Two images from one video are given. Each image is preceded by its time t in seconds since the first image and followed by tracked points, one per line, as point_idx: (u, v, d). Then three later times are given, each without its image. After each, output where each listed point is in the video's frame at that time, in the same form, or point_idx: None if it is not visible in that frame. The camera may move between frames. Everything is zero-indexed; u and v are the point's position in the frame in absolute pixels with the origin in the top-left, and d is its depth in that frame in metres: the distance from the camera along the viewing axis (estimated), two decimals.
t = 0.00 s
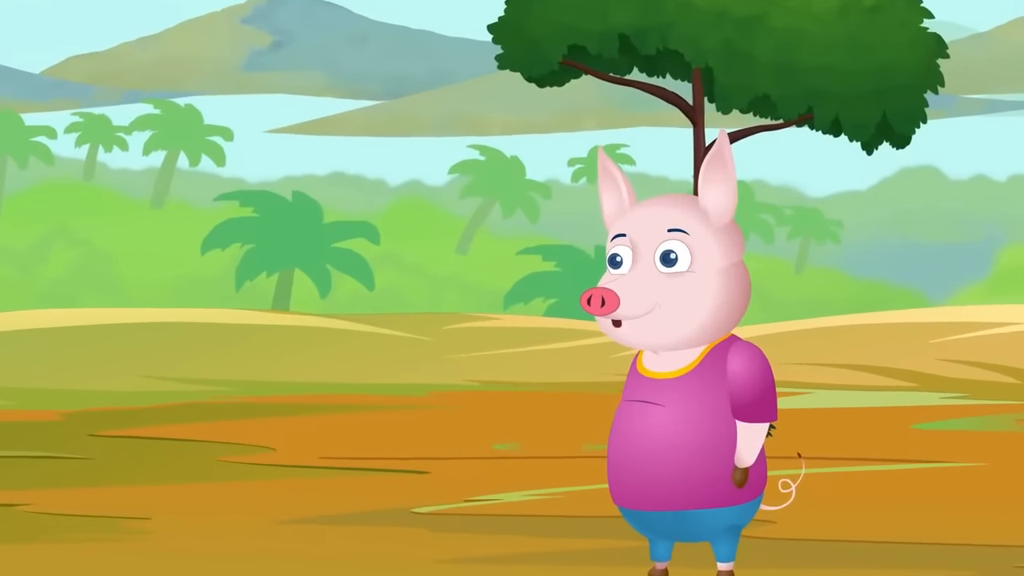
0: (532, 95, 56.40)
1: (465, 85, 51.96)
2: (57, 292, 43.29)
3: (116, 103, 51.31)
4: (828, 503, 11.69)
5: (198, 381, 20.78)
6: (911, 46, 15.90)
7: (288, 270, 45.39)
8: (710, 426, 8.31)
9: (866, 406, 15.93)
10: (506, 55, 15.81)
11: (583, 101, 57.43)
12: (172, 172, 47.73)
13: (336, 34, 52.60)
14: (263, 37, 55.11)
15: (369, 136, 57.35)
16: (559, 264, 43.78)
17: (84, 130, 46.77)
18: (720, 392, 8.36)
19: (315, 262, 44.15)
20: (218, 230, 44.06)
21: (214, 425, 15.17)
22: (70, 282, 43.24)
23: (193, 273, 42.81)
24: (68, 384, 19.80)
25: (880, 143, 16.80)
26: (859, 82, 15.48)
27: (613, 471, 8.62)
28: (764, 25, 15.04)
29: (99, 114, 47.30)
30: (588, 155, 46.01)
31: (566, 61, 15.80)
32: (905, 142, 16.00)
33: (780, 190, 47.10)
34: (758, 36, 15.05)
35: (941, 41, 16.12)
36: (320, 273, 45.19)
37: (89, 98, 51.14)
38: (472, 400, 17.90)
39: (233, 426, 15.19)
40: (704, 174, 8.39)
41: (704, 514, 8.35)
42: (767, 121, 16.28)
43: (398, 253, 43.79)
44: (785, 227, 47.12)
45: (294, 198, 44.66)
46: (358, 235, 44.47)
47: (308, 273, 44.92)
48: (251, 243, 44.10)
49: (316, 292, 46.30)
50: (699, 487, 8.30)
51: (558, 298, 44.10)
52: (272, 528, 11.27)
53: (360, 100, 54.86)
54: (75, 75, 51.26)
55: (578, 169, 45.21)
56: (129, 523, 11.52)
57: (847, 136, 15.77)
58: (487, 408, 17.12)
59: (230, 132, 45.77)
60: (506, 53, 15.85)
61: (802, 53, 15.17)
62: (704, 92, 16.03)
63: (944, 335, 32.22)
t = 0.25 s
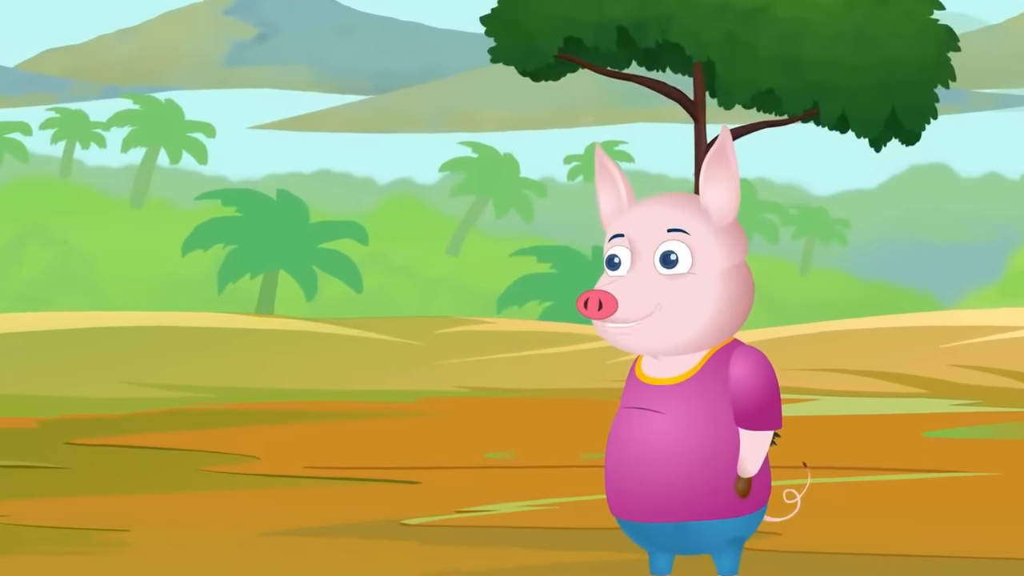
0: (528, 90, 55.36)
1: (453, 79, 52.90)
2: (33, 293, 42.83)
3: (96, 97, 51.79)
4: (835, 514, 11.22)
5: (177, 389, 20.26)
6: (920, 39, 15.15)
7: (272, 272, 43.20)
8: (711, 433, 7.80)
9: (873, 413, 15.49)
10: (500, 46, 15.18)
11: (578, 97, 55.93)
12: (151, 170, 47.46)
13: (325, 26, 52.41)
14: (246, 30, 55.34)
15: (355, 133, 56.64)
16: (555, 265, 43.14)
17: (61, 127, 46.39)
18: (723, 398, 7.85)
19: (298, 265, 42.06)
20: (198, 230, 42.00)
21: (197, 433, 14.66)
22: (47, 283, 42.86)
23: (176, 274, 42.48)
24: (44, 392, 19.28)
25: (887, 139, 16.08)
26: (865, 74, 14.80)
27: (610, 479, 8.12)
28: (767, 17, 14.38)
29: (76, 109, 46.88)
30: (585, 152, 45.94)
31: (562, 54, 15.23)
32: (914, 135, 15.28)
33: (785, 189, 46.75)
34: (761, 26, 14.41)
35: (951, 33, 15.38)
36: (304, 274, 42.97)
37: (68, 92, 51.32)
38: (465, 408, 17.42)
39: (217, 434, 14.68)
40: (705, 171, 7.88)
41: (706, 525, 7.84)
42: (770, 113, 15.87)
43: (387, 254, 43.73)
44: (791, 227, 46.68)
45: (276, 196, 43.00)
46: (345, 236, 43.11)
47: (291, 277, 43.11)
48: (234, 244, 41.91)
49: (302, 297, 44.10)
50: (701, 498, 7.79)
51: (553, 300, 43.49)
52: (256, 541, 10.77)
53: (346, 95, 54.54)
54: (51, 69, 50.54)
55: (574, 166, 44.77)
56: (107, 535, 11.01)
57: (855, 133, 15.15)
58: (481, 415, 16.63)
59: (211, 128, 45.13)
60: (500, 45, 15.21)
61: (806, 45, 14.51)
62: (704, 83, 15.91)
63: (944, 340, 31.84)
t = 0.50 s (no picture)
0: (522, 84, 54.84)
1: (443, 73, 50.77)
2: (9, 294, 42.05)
3: (71, 93, 50.20)
4: (842, 525, 10.79)
5: (159, 394, 19.79)
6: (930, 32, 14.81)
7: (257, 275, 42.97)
8: (712, 443, 7.36)
9: (879, 420, 15.10)
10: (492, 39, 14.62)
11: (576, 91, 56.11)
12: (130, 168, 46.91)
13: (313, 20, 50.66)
14: (230, 23, 53.32)
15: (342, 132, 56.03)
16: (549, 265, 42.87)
17: (37, 123, 45.77)
18: (725, 405, 7.41)
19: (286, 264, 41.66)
20: (181, 230, 41.22)
21: (180, 441, 14.21)
22: (23, 283, 42.05)
23: (158, 276, 41.87)
24: (22, 398, 18.81)
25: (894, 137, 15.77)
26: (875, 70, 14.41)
27: (607, 489, 7.71)
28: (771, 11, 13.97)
29: (53, 106, 46.27)
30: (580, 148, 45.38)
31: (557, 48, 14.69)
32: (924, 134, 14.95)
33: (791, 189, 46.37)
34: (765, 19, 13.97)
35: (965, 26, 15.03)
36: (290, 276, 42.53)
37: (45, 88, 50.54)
38: (457, 415, 16.98)
39: (200, 442, 14.23)
40: (706, 169, 7.45)
41: (707, 539, 7.40)
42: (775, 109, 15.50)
43: (377, 255, 43.03)
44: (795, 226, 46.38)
45: (262, 194, 42.61)
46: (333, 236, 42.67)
47: (278, 278, 42.66)
48: (217, 245, 41.31)
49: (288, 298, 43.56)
50: (702, 509, 7.35)
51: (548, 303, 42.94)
52: (239, 553, 10.32)
53: (334, 89, 54.10)
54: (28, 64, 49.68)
55: (570, 164, 44.34)
56: (83, 547, 10.56)
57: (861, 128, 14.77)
58: (474, 422, 16.21)
59: (193, 124, 44.43)
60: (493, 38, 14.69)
61: (812, 39, 14.12)
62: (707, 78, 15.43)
63: (944, 344, 31.48)
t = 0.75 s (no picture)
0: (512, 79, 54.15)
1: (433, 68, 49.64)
2: None
3: (48, 87, 48.43)
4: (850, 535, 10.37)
5: (139, 402, 19.25)
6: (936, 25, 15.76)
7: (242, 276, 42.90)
8: (714, 452, 6.96)
9: (885, 427, 14.73)
10: (489, 33, 14.92)
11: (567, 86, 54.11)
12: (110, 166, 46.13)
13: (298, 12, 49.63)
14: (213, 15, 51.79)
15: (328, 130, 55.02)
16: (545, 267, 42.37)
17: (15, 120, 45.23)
18: (728, 412, 7.01)
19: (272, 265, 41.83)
20: (162, 230, 41.37)
21: (163, 450, 13.77)
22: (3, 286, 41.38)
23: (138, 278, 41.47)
24: None
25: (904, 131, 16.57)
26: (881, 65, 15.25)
27: (605, 499, 7.32)
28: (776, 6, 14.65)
29: (30, 102, 45.63)
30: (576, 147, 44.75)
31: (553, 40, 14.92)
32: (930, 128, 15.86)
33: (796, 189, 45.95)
34: (767, 14, 14.60)
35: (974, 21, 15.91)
36: (277, 279, 42.77)
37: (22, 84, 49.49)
38: (450, 422, 16.55)
39: (184, 451, 13.79)
40: (706, 167, 7.06)
41: (708, 553, 7.00)
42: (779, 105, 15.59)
43: (368, 257, 42.29)
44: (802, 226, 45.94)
45: (247, 193, 42.57)
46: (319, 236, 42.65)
47: (264, 281, 42.95)
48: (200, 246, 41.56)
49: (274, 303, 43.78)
50: (704, 521, 6.95)
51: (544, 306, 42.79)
52: (224, 564, 9.90)
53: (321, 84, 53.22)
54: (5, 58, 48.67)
55: (566, 162, 43.80)
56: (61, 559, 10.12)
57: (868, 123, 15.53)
58: (467, 430, 15.78)
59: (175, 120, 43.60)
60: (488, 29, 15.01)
61: (817, 32, 14.85)
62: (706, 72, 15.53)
63: (947, 348, 31.11)
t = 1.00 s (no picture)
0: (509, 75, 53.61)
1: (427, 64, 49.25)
2: None
3: (26, 82, 47.18)
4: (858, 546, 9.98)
5: (123, 407, 18.83)
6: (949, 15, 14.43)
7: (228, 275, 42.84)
8: (715, 460, 6.66)
9: (892, 434, 14.37)
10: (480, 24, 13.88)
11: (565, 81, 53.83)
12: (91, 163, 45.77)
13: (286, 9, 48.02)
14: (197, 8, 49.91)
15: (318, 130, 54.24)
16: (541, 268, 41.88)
17: None
18: (730, 418, 6.70)
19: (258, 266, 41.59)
20: (144, 230, 41.01)
21: (146, 457, 13.39)
22: None
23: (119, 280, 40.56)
24: None
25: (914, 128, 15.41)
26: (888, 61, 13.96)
27: (602, 508, 7.02)
28: None
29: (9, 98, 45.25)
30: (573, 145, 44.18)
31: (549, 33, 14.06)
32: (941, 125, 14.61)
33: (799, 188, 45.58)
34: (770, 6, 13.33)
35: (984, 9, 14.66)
36: (263, 280, 42.54)
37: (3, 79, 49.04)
38: (443, 429, 16.17)
39: (169, 458, 13.41)
40: (708, 164, 6.71)
41: (709, 565, 6.70)
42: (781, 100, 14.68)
43: (357, 257, 41.47)
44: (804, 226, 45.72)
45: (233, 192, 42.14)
46: (308, 236, 42.10)
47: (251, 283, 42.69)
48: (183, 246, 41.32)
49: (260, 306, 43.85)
50: (705, 531, 6.65)
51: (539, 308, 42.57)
52: None
53: (310, 78, 52.47)
54: None
55: (562, 159, 43.32)
56: (38, 571, 9.73)
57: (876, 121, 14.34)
58: (461, 436, 15.42)
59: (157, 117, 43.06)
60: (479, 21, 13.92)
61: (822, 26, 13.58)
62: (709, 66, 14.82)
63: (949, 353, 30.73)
